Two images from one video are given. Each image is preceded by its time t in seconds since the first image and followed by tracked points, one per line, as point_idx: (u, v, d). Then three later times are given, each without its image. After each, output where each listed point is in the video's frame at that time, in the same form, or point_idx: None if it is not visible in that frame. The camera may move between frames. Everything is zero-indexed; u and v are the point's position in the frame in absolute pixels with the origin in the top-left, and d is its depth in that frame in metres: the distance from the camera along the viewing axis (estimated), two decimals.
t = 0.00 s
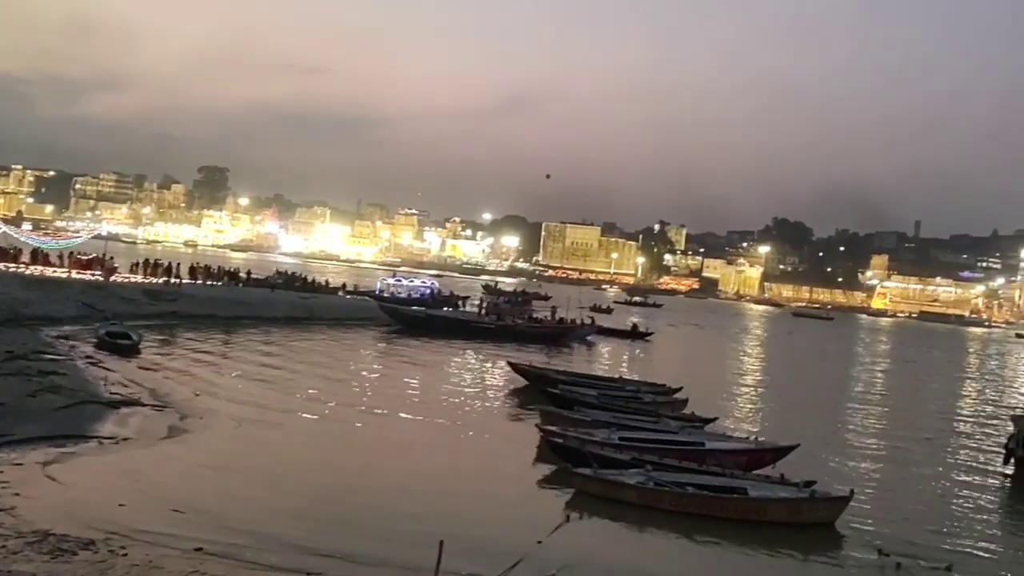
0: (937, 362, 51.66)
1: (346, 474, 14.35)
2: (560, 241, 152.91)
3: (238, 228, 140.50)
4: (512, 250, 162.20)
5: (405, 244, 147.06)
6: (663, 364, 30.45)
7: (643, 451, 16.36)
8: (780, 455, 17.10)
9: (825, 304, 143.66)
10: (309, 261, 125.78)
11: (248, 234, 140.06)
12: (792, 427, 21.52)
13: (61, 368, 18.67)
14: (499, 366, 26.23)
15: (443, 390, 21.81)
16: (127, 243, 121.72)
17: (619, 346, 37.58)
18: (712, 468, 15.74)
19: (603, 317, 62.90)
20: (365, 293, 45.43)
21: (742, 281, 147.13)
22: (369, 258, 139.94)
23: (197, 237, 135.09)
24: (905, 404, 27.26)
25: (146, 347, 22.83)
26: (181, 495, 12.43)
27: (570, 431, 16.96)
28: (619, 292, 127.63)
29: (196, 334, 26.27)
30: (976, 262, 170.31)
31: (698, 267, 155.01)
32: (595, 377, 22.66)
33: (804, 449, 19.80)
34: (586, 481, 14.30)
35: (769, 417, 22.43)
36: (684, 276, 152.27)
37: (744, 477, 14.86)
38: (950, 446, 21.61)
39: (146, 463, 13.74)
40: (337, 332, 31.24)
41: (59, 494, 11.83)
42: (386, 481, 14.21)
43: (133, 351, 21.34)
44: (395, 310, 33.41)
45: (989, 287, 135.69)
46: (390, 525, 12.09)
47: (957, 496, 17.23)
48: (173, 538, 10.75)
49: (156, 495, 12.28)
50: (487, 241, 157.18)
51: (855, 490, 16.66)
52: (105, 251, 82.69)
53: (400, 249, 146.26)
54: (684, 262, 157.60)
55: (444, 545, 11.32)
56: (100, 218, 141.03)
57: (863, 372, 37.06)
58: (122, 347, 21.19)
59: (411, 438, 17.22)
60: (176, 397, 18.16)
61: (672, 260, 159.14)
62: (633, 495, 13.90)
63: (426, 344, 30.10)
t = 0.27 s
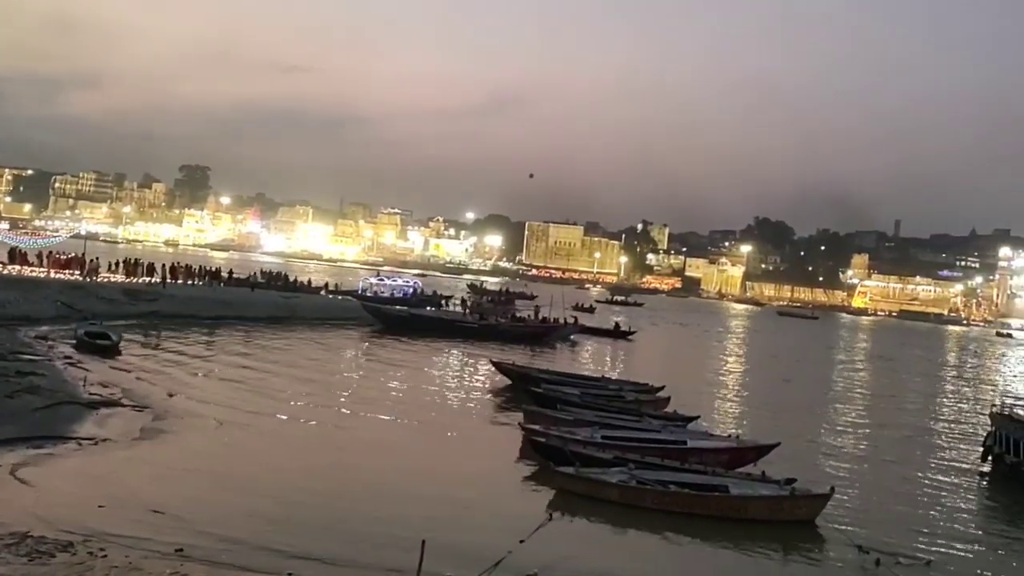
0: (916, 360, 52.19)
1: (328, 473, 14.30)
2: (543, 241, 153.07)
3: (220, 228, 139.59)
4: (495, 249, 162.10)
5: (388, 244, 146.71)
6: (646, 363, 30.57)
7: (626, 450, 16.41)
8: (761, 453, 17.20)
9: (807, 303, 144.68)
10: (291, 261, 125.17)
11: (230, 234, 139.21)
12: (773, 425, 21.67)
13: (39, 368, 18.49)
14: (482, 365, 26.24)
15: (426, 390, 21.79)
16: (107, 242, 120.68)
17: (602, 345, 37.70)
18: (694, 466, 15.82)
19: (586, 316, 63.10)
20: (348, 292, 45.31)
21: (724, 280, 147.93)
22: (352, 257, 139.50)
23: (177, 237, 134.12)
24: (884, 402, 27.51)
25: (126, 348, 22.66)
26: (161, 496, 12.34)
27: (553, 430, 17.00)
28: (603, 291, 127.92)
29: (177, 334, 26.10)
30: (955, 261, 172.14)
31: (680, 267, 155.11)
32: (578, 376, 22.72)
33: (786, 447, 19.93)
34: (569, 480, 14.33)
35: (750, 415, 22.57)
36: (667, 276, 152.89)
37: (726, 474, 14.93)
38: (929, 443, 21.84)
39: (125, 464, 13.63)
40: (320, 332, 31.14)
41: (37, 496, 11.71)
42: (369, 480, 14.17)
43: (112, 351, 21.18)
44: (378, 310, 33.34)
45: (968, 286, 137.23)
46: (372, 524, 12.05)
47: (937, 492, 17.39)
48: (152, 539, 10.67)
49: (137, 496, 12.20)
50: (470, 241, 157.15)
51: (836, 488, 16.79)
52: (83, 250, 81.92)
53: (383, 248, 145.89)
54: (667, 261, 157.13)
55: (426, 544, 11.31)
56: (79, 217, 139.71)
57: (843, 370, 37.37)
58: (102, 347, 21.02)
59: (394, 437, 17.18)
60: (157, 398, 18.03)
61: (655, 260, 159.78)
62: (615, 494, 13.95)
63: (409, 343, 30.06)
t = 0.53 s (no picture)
0: (896, 357, 52.67)
1: (312, 475, 14.26)
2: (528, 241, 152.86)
3: (203, 228, 138.78)
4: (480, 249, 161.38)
5: (373, 244, 146.29)
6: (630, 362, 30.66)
7: (610, 449, 16.46)
8: (745, 451, 17.28)
9: (792, 301, 145.48)
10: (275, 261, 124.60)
11: (213, 234, 138.41)
12: (756, 423, 21.81)
13: (19, 371, 18.33)
14: (467, 365, 26.23)
15: (411, 390, 21.77)
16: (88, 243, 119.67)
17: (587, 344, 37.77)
18: (678, 465, 15.89)
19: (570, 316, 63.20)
20: (332, 292, 45.19)
21: (708, 279, 148.09)
22: (336, 258, 139.02)
23: (160, 237, 133.21)
24: (866, 400, 27.73)
25: (108, 349, 22.51)
26: (143, 498, 12.27)
27: (538, 429, 17.03)
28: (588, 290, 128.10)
29: (159, 336, 25.95)
30: (937, 259, 173.67)
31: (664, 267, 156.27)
32: (563, 375, 22.76)
33: (769, 445, 20.05)
34: (554, 479, 14.36)
35: (734, 413, 22.70)
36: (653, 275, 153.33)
37: (710, 473, 15.00)
38: (911, 440, 22.05)
39: (107, 467, 13.54)
40: (304, 333, 31.04)
41: (17, 499, 11.62)
42: (353, 481, 14.15)
43: (94, 354, 21.04)
44: (362, 310, 33.27)
45: (949, 284, 138.45)
46: (357, 525, 12.04)
47: (919, 489, 17.55)
48: (134, 541, 10.62)
49: (119, 498, 12.13)
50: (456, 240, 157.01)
51: (819, 485, 16.91)
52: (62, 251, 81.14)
53: (368, 248, 145.47)
54: (651, 261, 158.43)
55: (410, 544, 11.31)
56: (60, 218, 138.44)
57: (825, 369, 37.67)
58: (83, 349, 20.89)
59: (379, 438, 17.16)
60: (139, 400, 17.93)
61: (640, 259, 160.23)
62: (600, 493, 13.99)
63: (393, 344, 30.01)
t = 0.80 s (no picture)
0: (875, 356, 53.14)
1: (294, 476, 14.20)
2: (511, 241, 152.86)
3: (183, 228, 137.80)
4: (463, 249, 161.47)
5: (355, 244, 145.81)
6: (613, 362, 30.71)
7: (593, 448, 16.49)
8: (727, 450, 17.35)
9: (774, 301, 146.33)
10: (256, 261, 123.91)
11: (194, 234, 137.46)
12: (738, 422, 21.93)
13: None
14: (450, 365, 26.20)
15: (393, 391, 21.71)
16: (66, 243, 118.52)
17: (569, 344, 37.81)
18: (660, 464, 15.94)
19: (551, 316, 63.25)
20: (314, 293, 45.02)
21: (689, 279, 148.06)
22: (318, 258, 138.46)
23: (139, 238, 132.20)
24: (847, 398, 27.93)
25: (86, 351, 22.32)
26: (122, 501, 12.17)
27: (521, 429, 17.04)
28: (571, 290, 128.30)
29: (139, 337, 25.76)
30: (917, 258, 175.33)
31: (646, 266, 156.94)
32: (546, 375, 22.77)
33: (751, 444, 20.14)
34: (537, 479, 14.37)
35: (716, 412, 22.82)
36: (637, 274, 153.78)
37: (692, 471, 15.06)
38: (890, 438, 22.22)
39: (85, 469, 13.42)
40: (285, 334, 30.90)
41: None
42: (335, 482, 14.10)
43: (72, 355, 20.86)
44: (344, 310, 33.16)
45: (929, 283, 139.72)
46: (338, 527, 12.01)
47: (898, 487, 17.69)
48: (112, 545, 10.53)
49: (98, 501, 12.02)
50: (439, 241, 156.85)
51: (800, 484, 17.01)
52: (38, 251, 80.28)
53: (350, 249, 145.01)
54: (633, 262, 159.33)
55: (391, 545, 11.30)
56: (38, 217, 137.05)
57: (806, 368, 37.92)
58: (61, 351, 20.71)
59: (361, 439, 17.11)
60: (118, 402, 17.78)
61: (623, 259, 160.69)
62: (583, 492, 14.02)
63: (375, 344, 29.93)
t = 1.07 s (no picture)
0: (852, 355, 53.56)
1: (271, 478, 14.15)
2: (492, 240, 152.69)
3: (161, 228, 136.65)
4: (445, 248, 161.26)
5: (336, 244, 145.18)
6: (594, 361, 30.77)
7: (572, 447, 16.53)
8: (706, 449, 17.44)
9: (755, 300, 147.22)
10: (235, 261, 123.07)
11: (171, 233, 136.35)
12: (717, 421, 22.05)
13: None
14: (431, 365, 26.16)
15: (373, 391, 21.66)
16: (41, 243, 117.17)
17: (549, 343, 37.85)
18: (639, 463, 16.00)
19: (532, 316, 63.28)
20: (294, 292, 44.81)
21: (670, 278, 148.62)
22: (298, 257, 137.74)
23: (116, 237, 130.96)
24: (824, 397, 28.15)
25: (62, 352, 22.11)
26: (97, 504, 12.08)
27: (501, 428, 17.05)
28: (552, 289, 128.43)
29: (115, 337, 25.55)
30: (895, 258, 177.01)
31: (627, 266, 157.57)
32: (526, 374, 22.80)
33: (729, 443, 20.26)
34: (516, 478, 14.40)
35: (695, 411, 22.93)
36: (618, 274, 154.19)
37: (671, 470, 15.12)
38: (867, 436, 22.42)
39: (59, 471, 13.31)
40: (264, 334, 30.74)
41: None
42: (313, 484, 14.07)
43: (47, 356, 20.66)
44: (324, 310, 33.03)
45: (906, 282, 141.11)
46: (315, 529, 11.98)
47: (875, 484, 17.86)
48: (86, 547, 10.46)
49: (72, 504, 11.93)
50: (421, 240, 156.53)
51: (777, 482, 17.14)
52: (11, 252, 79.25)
53: (330, 248, 144.38)
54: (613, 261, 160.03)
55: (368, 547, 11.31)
56: (13, 216, 135.43)
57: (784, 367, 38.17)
58: (35, 352, 20.48)
59: (340, 440, 17.07)
60: (94, 403, 17.63)
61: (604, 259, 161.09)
62: (562, 491, 14.05)
63: (355, 344, 29.83)
